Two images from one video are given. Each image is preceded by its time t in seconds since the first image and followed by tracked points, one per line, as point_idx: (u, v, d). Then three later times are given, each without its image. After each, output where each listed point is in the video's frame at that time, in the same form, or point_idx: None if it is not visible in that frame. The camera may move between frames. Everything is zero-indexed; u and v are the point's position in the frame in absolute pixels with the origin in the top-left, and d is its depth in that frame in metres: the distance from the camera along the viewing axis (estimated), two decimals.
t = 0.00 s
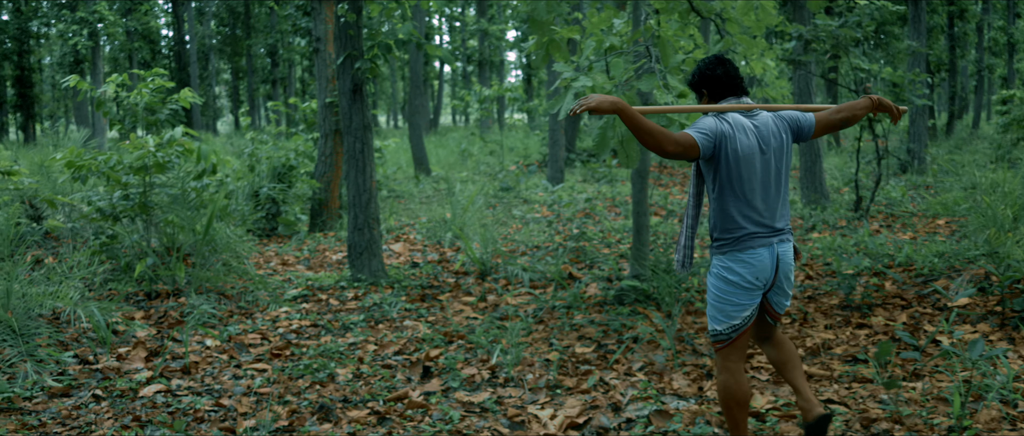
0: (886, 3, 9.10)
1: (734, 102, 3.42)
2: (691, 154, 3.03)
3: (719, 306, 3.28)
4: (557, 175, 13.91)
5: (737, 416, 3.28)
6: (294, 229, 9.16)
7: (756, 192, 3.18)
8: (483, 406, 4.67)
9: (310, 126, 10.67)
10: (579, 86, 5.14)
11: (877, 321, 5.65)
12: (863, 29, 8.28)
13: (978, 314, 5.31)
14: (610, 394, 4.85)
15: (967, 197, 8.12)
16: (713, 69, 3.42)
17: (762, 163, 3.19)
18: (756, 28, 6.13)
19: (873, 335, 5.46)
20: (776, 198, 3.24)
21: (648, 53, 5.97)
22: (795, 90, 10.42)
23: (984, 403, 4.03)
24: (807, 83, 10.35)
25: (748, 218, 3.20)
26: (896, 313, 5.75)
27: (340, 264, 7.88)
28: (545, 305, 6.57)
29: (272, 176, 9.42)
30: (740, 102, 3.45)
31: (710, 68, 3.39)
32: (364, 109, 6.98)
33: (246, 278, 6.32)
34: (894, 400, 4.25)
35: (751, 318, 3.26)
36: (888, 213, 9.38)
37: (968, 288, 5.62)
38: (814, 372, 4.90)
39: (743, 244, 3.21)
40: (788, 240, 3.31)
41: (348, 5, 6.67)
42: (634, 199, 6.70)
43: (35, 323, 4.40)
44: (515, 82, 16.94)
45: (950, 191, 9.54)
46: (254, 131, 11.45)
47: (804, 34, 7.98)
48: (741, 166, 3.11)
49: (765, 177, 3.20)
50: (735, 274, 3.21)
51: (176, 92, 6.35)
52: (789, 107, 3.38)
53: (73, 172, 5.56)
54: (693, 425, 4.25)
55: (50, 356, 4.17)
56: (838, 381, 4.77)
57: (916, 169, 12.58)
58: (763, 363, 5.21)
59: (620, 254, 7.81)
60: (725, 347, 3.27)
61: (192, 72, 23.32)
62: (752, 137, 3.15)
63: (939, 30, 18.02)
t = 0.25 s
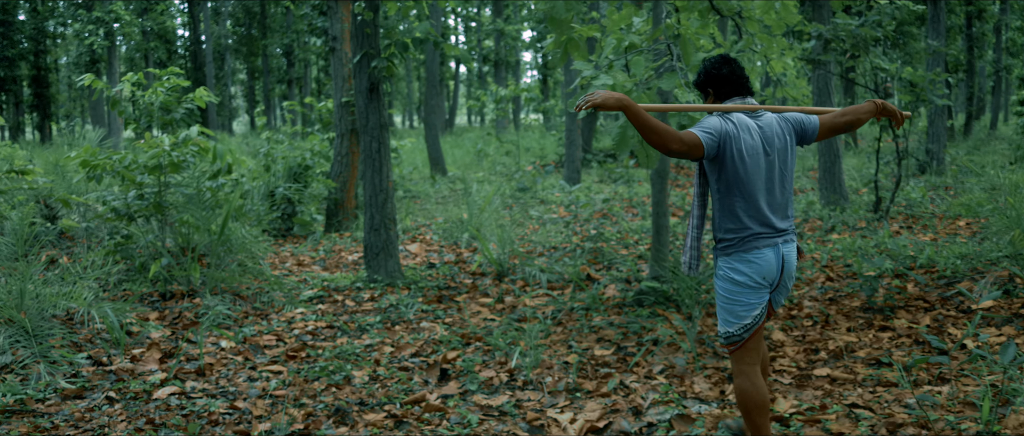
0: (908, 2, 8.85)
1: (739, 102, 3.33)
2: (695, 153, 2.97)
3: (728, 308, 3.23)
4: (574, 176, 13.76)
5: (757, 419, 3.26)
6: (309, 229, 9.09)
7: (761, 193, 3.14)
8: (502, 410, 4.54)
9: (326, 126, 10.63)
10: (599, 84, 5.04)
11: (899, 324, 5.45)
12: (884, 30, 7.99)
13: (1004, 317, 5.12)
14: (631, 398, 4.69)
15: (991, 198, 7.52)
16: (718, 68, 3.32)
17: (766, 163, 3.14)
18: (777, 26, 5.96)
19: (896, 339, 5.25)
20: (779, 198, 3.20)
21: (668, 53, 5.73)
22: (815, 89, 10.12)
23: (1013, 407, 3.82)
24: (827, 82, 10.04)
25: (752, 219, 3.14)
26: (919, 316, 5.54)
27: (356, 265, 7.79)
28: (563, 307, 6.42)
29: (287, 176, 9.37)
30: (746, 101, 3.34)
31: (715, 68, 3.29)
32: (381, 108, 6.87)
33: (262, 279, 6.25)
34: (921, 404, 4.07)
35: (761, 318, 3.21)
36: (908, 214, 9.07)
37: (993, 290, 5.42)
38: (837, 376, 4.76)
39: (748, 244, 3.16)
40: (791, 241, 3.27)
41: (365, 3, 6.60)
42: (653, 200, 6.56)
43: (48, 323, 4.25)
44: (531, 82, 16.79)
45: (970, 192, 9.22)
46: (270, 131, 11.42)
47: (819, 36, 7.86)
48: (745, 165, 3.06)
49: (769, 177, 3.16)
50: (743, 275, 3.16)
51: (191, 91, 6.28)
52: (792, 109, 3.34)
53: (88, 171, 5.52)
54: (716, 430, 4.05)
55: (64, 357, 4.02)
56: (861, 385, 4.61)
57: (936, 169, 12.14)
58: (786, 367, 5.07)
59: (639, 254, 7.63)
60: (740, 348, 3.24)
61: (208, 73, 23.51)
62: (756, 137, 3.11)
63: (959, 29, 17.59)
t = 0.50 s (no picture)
0: None
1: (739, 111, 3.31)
2: (695, 158, 2.96)
3: (727, 310, 3.16)
4: (589, 176, 13.63)
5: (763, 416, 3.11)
6: (323, 229, 9.05)
7: (756, 199, 3.14)
8: (517, 414, 4.42)
9: (340, 126, 10.59)
10: (617, 84, 4.88)
11: (920, 328, 5.28)
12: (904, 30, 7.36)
13: None
14: (648, 402, 4.55)
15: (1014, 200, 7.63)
16: (720, 77, 3.30)
17: (762, 169, 3.15)
18: (795, 26, 5.84)
19: (916, 342, 5.08)
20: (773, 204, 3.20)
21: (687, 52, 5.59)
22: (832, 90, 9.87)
23: None
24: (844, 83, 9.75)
25: (749, 224, 3.13)
26: (940, 319, 5.36)
27: (369, 266, 7.72)
28: (579, 309, 6.28)
29: (301, 176, 9.33)
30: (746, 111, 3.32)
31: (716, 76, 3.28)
32: (395, 107, 6.79)
33: (275, 280, 6.19)
34: (944, 409, 3.92)
35: (762, 321, 3.14)
36: (926, 216, 8.81)
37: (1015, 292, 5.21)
38: (858, 380, 4.60)
39: (744, 249, 3.13)
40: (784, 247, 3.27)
41: (379, 2, 6.56)
42: (670, 201, 6.41)
43: (58, 324, 4.15)
44: (546, 81, 16.65)
45: (990, 193, 8.93)
46: (284, 131, 11.41)
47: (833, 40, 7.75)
48: (742, 170, 3.05)
49: (765, 184, 3.16)
50: (740, 278, 3.12)
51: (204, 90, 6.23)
52: (788, 119, 3.37)
53: (100, 171, 5.48)
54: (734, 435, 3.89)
55: (75, 358, 3.90)
56: (882, 390, 4.46)
57: (953, 170, 11.72)
58: (805, 371, 4.92)
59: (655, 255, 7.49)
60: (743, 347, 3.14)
61: (222, 73, 23.68)
62: (753, 144, 3.12)
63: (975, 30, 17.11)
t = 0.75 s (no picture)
0: None
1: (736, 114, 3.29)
2: (689, 160, 2.97)
3: (700, 306, 3.21)
4: (603, 175, 13.50)
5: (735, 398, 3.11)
6: (336, 229, 9.02)
7: (745, 203, 3.16)
8: (530, 417, 4.34)
9: (353, 124, 10.57)
10: (632, 83, 4.75)
11: (939, 330, 5.14)
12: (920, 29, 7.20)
13: None
14: (663, 406, 4.45)
15: None
16: (721, 79, 3.28)
17: (753, 175, 3.17)
18: (811, 24, 5.73)
19: (936, 345, 4.95)
20: (762, 209, 3.22)
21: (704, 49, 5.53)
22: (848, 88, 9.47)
23: None
24: (861, 81, 9.38)
25: (735, 227, 3.16)
26: (960, 321, 5.21)
27: (382, 266, 7.67)
28: (593, 310, 6.17)
29: (314, 175, 9.31)
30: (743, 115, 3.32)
31: (716, 78, 3.26)
32: (408, 106, 6.71)
33: (287, 280, 6.16)
34: (966, 415, 3.82)
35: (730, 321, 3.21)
36: (944, 216, 8.59)
37: None
38: (877, 383, 4.47)
39: (728, 251, 3.16)
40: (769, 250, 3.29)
41: None
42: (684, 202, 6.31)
43: (68, 325, 4.11)
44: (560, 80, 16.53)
45: (1010, 194, 8.69)
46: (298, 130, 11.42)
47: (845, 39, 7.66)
48: (734, 175, 3.07)
49: (754, 189, 3.18)
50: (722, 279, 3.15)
51: (216, 89, 6.22)
52: (781, 126, 3.39)
53: (112, 170, 5.49)
54: None
55: (85, 358, 3.86)
56: (902, 393, 4.33)
57: (971, 171, 11.40)
58: (823, 374, 4.78)
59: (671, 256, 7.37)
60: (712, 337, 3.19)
61: (236, 72, 23.87)
62: (746, 150, 3.14)
63: (988, 32, 16.69)
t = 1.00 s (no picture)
0: None
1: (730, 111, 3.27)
2: (681, 156, 2.97)
3: (681, 294, 3.26)
4: (618, 175, 13.37)
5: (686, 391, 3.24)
6: (349, 228, 8.98)
7: (736, 197, 3.15)
8: (543, 421, 4.24)
9: (367, 123, 10.54)
10: (647, 81, 4.69)
11: (961, 333, 5.00)
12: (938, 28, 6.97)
13: None
14: (679, 410, 4.34)
15: None
16: (710, 76, 3.27)
17: (745, 169, 3.15)
18: (830, 21, 5.59)
19: (957, 348, 4.81)
20: (754, 203, 3.20)
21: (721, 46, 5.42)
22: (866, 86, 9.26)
23: None
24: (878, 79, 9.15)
25: (726, 221, 3.16)
26: (981, 324, 5.07)
27: (395, 266, 7.63)
28: (607, 311, 6.05)
29: (327, 174, 9.28)
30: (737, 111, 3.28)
31: (706, 75, 3.26)
32: (421, 104, 6.65)
33: (299, 280, 6.12)
34: (990, 421, 3.70)
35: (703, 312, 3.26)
36: (963, 216, 8.38)
37: None
38: (897, 388, 4.34)
39: (717, 244, 3.17)
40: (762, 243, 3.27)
41: None
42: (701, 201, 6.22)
43: (78, 325, 4.08)
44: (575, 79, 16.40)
45: None
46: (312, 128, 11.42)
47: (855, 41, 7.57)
48: (724, 168, 3.07)
49: (747, 183, 3.17)
50: (707, 271, 3.17)
51: (229, 88, 6.20)
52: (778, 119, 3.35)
53: (125, 169, 5.51)
54: None
55: (94, 359, 3.81)
56: (923, 398, 4.20)
57: (991, 171, 11.13)
58: (842, 378, 4.64)
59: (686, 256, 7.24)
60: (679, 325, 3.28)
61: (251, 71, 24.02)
62: (738, 144, 3.12)
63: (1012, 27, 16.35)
